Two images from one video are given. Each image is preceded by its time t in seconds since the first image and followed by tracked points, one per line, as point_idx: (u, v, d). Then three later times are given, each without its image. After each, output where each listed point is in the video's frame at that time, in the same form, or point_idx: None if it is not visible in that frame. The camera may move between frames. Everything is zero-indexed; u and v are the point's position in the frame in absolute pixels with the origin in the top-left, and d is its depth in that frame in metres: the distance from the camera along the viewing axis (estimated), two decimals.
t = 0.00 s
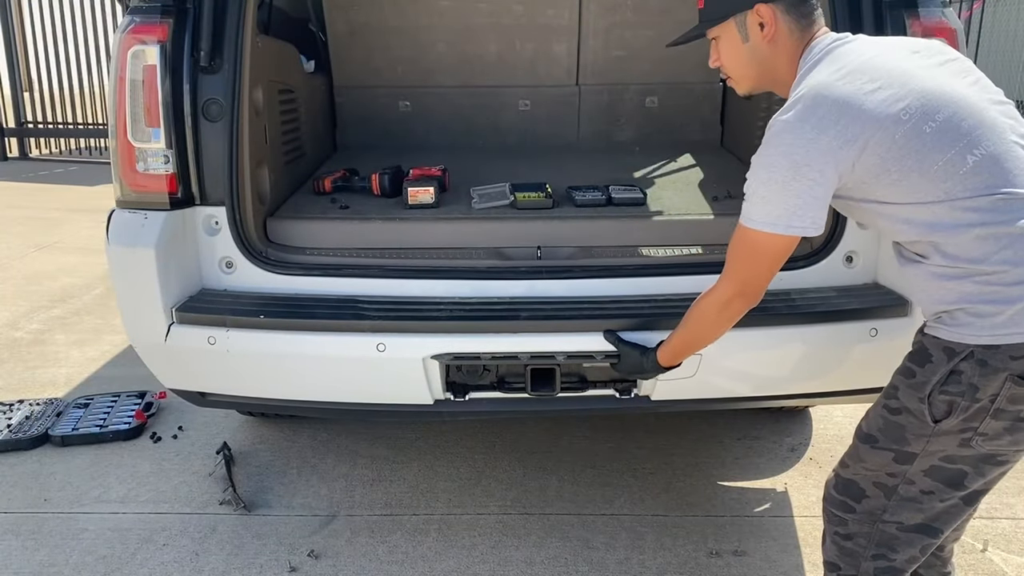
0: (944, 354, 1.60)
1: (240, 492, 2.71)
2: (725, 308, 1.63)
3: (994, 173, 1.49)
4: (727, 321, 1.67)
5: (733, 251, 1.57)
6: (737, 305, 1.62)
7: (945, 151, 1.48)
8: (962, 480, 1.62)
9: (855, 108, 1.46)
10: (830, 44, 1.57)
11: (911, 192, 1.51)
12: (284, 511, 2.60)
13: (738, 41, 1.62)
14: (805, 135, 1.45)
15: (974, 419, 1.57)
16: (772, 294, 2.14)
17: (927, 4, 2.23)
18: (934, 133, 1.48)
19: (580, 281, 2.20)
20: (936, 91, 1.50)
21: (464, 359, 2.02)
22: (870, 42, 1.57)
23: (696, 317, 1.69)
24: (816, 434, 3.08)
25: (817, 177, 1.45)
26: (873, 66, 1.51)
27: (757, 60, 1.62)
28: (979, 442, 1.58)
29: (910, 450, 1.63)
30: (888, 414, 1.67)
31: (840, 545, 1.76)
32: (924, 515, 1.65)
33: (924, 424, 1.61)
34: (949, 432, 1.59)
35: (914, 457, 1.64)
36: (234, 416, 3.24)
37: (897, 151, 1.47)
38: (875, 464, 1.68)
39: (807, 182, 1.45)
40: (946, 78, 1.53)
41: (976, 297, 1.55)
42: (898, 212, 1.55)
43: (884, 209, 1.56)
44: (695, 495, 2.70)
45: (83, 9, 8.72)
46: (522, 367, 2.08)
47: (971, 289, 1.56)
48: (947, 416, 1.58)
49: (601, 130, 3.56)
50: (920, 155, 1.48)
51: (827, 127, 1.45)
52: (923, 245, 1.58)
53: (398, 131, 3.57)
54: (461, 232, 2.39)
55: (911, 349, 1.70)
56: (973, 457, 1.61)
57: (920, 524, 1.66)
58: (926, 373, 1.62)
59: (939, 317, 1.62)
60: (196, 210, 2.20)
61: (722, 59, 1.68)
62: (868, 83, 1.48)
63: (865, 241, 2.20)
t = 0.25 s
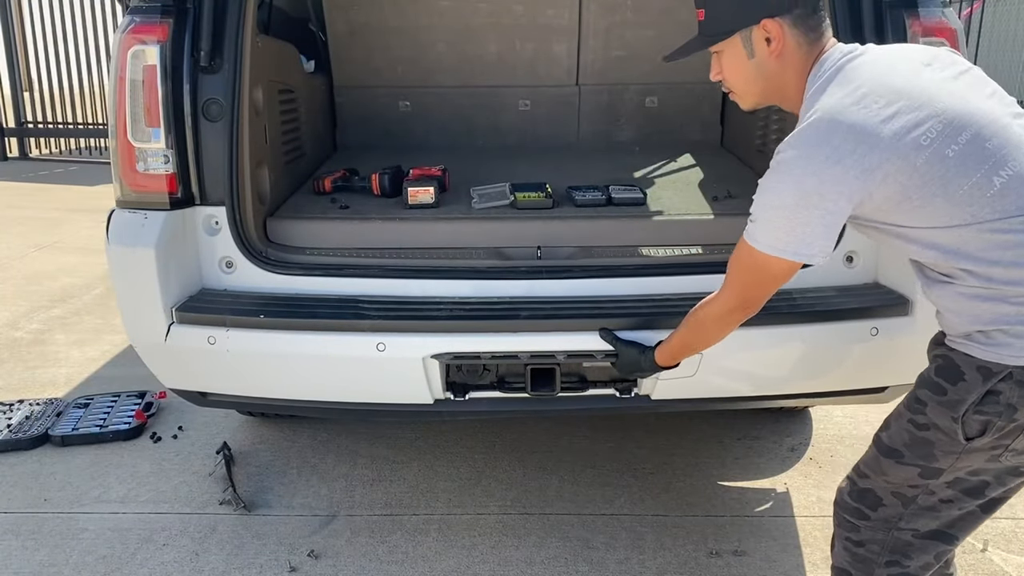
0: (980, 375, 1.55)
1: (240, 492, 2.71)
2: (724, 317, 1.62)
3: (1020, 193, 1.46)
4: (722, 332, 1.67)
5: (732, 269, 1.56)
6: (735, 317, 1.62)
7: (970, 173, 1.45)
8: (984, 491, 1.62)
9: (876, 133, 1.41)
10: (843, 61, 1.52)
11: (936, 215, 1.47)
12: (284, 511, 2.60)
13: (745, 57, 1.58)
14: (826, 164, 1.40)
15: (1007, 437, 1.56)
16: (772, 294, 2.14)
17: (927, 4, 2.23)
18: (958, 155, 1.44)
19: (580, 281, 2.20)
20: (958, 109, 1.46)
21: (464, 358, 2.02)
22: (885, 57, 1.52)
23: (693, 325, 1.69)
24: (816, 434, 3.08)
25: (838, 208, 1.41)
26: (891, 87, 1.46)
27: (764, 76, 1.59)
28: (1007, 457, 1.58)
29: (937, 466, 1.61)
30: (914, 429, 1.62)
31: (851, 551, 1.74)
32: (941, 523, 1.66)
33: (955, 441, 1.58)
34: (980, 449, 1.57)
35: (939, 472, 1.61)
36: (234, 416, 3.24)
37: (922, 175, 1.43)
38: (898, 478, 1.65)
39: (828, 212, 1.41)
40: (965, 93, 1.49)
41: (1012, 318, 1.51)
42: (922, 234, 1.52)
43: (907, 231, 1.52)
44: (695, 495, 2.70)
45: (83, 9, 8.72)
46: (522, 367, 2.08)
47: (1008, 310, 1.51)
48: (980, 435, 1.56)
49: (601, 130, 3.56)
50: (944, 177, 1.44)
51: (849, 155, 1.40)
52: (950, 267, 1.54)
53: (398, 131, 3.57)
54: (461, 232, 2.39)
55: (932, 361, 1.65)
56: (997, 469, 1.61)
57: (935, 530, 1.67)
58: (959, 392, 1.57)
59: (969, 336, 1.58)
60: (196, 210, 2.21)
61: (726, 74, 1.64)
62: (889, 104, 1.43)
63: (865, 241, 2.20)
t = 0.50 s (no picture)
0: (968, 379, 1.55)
1: (241, 492, 2.71)
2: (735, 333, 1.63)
3: (1009, 206, 1.46)
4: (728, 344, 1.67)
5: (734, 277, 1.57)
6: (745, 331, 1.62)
7: (959, 186, 1.45)
8: (967, 486, 1.64)
9: (864, 146, 1.41)
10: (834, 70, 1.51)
11: (925, 227, 1.48)
12: (284, 511, 2.60)
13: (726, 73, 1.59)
14: (814, 179, 1.40)
15: (995, 440, 1.56)
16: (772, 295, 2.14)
17: (927, 4, 2.23)
18: (947, 169, 1.44)
19: (580, 281, 2.20)
20: (948, 121, 1.46)
21: (464, 359, 2.02)
22: (875, 66, 1.51)
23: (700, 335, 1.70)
24: (816, 434, 3.08)
25: (825, 222, 1.42)
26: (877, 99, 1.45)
27: (749, 91, 1.59)
28: (995, 458, 1.57)
29: (925, 467, 1.60)
30: (904, 430, 1.61)
31: (838, 543, 1.74)
32: (924, 514, 1.66)
33: (943, 444, 1.57)
34: (968, 452, 1.57)
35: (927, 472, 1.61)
36: (235, 416, 3.24)
37: (910, 188, 1.44)
38: (886, 476, 1.64)
39: (814, 224, 1.42)
40: (955, 104, 1.49)
41: (1008, 328, 1.51)
42: (911, 245, 1.52)
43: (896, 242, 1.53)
44: (695, 495, 2.70)
45: (82, 9, 8.72)
46: (522, 367, 2.08)
47: (1001, 320, 1.51)
48: (968, 438, 1.55)
49: (601, 130, 3.56)
50: (933, 191, 1.44)
51: (836, 170, 1.40)
52: (942, 277, 1.54)
53: (398, 130, 3.57)
54: (461, 232, 2.39)
55: (926, 367, 1.65)
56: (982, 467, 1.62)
57: (919, 523, 1.67)
58: (949, 395, 1.57)
59: (962, 342, 1.58)
60: (196, 210, 2.20)
61: (714, 91, 1.65)
62: (878, 117, 1.43)
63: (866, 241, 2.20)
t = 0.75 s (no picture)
0: (925, 367, 1.59)
1: (241, 492, 2.71)
2: (726, 324, 1.64)
3: (973, 194, 1.48)
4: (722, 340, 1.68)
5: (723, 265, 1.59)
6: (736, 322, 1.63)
7: (923, 171, 1.47)
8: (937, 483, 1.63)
9: (828, 123, 1.44)
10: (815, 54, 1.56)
11: (887, 210, 1.50)
12: (284, 511, 2.60)
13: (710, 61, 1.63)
14: (779, 148, 1.44)
15: (953, 432, 1.57)
16: (772, 295, 2.14)
17: (928, 4, 2.23)
18: (911, 152, 1.47)
19: (580, 281, 2.20)
20: (913, 109, 1.49)
21: (464, 359, 2.02)
22: (855, 53, 1.55)
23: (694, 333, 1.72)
24: (816, 434, 3.08)
25: (787, 192, 1.45)
26: (847, 81, 1.49)
27: (734, 77, 1.62)
28: (957, 451, 1.58)
29: (887, 456, 1.63)
30: (869, 420, 1.65)
31: (814, 536, 1.75)
32: (896, 510, 1.66)
33: (903, 432, 1.60)
34: (928, 442, 1.59)
35: (891, 462, 1.63)
36: (235, 416, 3.24)
37: (873, 170, 1.46)
38: (852, 467, 1.67)
39: (772, 196, 1.45)
40: (928, 94, 1.52)
41: (963, 317, 1.53)
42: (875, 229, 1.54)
43: (861, 227, 1.55)
44: (695, 495, 2.69)
45: (82, 9, 8.71)
46: (522, 367, 2.08)
47: (955, 309, 1.54)
48: (926, 427, 1.58)
49: (601, 130, 3.56)
50: (896, 174, 1.47)
51: (801, 141, 1.44)
52: (904, 263, 1.56)
53: (398, 130, 3.57)
54: (461, 231, 2.38)
55: (898, 359, 1.69)
56: (949, 462, 1.61)
57: (893, 519, 1.67)
58: (908, 384, 1.61)
59: (925, 331, 1.61)
60: (196, 210, 2.20)
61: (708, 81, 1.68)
62: (847, 97, 1.47)
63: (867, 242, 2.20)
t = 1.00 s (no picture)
0: (913, 369, 1.59)
1: (241, 492, 2.71)
2: (724, 322, 1.63)
3: (960, 192, 1.48)
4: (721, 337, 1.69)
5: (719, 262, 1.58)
6: (733, 320, 1.63)
7: (909, 167, 1.48)
8: (929, 486, 1.62)
9: (813, 118, 1.46)
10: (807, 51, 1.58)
11: (874, 206, 1.50)
12: (284, 511, 2.60)
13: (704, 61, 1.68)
14: (767, 141, 1.46)
15: (942, 433, 1.56)
16: (772, 295, 2.14)
17: (928, 4, 2.22)
18: (897, 148, 1.48)
19: (580, 282, 2.20)
20: (899, 106, 1.50)
21: (463, 359, 2.02)
22: (847, 52, 1.58)
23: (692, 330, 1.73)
24: (816, 434, 3.08)
25: (774, 186, 1.47)
26: (834, 79, 1.51)
27: (726, 76, 1.65)
28: (947, 454, 1.58)
29: (878, 458, 1.63)
30: (859, 423, 1.65)
31: (808, 540, 1.75)
32: (890, 514, 1.66)
33: (892, 435, 1.60)
34: (918, 444, 1.58)
35: (882, 465, 1.63)
36: (235, 416, 3.24)
37: (858, 165, 1.48)
38: (844, 470, 1.67)
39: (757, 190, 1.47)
40: (916, 92, 1.53)
41: (947, 316, 1.53)
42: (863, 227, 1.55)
43: (849, 225, 1.56)
44: (695, 495, 2.69)
45: (82, 9, 8.71)
46: (522, 367, 2.08)
47: (940, 307, 1.54)
48: (915, 429, 1.57)
49: (601, 130, 3.56)
50: (881, 170, 1.48)
51: (789, 135, 1.46)
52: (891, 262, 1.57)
53: (398, 130, 3.57)
54: (461, 231, 2.38)
55: (887, 361, 1.69)
56: (941, 465, 1.61)
57: (886, 523, 1.67)
58: (896, 385, 1.61)
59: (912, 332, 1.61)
60: (196, 209, 2.20)
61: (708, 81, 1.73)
62: (835, 92, 1.49)
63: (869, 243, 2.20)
